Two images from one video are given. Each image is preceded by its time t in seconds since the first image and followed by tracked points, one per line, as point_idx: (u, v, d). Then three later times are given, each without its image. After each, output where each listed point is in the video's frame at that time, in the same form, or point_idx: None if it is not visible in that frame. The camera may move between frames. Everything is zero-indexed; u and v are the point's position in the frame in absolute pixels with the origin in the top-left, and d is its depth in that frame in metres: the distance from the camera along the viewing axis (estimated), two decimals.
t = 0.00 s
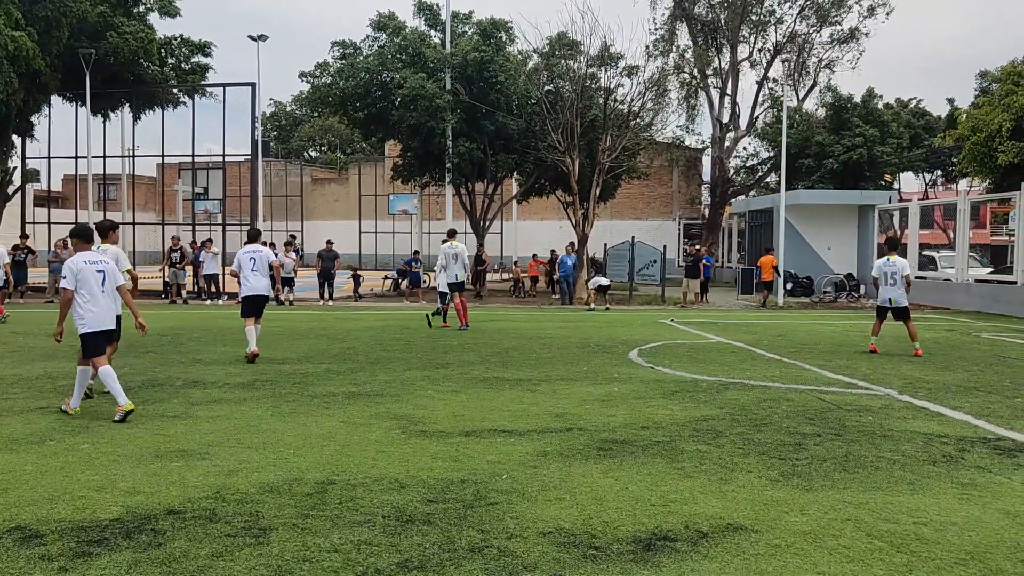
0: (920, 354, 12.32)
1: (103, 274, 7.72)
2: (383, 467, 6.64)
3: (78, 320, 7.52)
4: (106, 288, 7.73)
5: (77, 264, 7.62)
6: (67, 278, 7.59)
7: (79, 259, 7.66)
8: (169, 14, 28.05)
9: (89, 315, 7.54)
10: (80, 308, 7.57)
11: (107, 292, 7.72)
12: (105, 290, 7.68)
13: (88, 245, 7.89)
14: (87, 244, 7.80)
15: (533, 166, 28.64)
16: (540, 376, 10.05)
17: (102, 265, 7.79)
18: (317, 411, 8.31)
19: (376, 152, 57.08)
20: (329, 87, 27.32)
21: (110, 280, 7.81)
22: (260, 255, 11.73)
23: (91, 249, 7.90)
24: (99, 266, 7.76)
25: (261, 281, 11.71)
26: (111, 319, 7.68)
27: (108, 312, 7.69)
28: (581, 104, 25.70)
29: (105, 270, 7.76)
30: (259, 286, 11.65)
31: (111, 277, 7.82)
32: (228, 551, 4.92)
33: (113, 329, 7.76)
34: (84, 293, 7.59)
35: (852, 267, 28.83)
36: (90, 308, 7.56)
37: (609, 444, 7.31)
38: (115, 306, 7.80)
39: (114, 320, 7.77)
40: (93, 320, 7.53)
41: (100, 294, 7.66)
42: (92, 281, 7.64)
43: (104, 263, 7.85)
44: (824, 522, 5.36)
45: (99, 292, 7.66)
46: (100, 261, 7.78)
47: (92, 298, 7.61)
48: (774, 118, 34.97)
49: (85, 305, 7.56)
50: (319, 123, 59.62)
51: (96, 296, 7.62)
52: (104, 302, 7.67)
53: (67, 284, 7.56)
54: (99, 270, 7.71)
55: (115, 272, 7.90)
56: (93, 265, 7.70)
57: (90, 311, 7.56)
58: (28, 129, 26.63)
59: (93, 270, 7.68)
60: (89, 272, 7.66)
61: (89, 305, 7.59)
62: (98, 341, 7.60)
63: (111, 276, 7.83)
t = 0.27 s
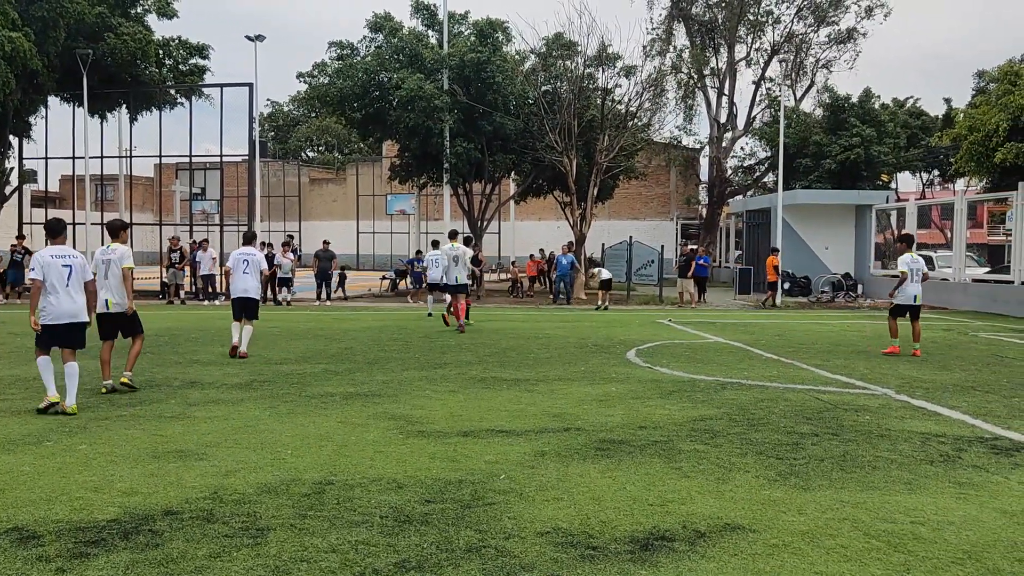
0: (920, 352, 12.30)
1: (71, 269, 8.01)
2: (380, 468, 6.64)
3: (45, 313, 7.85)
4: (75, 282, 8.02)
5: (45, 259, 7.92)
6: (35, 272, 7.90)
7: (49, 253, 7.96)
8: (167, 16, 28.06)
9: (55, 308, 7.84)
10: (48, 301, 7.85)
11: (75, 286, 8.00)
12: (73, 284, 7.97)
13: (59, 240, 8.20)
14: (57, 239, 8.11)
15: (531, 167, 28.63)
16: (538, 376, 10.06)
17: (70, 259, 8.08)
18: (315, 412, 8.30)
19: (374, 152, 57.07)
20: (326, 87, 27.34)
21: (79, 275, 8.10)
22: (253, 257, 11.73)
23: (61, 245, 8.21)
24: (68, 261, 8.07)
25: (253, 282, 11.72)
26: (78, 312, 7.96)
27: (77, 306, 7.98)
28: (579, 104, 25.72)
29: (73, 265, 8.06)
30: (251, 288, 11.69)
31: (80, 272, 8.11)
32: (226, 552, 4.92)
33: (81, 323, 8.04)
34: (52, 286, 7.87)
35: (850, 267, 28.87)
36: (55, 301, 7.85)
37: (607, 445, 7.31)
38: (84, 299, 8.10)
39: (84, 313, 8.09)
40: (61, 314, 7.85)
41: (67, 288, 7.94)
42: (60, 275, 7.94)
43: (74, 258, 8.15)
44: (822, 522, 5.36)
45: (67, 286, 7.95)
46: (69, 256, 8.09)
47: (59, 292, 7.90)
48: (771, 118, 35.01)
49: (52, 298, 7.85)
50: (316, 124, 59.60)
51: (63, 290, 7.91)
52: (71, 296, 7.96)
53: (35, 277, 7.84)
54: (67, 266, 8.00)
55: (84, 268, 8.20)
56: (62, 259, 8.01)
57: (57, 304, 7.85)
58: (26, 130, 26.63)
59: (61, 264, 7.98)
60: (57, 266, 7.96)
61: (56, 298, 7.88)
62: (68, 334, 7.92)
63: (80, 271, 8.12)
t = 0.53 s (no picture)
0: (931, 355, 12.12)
1: (41, 273, 8.22)
2: (380, 468, 6.65)
3: (13, 315, 8.10)
4: (44, 285, 8.23)
5: (16, 262, 8.15)
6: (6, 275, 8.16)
7: (20, 257, 8.20)
8: (166, 17, 28.06)
9: (22, 311, 8.06)
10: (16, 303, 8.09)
11: (45, 289, 8.22)
12: (42, 288, 8.18)
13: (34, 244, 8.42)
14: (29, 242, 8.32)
15: (529, 167, 28.65)
16: (537, 377, 10.06)
17: (42, 263, 8.30)
18: (314, 412, 8.31)
19: (373, 153, 57.07)
20: (325, 88, 27.37)
21: (50, 279, 8.31)
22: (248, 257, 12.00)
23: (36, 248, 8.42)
24: (40, 264, 8.29)
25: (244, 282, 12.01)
26: (46, 315, 8.17)
27: (45, 309, 8.20)
28: (578, 104, 25.75)
29: (44, 269, 8.27)
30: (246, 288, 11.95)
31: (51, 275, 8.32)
32: (225, 552, 4.92)
33: (51, 325, 8.25)
34: (20, 289, 8.10)
35: (849, 267, 28.88)
36: (23, 304, 8.07)
37: (606, 445, 7.32)
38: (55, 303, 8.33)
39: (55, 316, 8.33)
40: (31, 317, 8.09)
41: (36, 291, 8.16)
42: (30, 279, 8.16)
43: (47, 261, 8.37)
44: (821, 522, 5.36)
45: (36, 289, 8.17)
46: (41, 260, 8.31)
47: (28, 295, 8.12)
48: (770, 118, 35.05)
49: (21, 301, 8.08)
50: (315, 124, 59.60)
51: (32, 293, 8.12)
52: (40, 299, 8.17)
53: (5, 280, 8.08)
54: (38, 269, 8.22)
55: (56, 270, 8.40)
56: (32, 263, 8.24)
57: (26, 307, 8.08)
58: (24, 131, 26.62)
59: (32, 268, 8.19)
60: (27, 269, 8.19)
61: (24, 301, 8.10)
62: (38, 337, 8.16)
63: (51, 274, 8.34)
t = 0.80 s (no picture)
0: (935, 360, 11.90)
1: (21, 269, 8.37)
2: (379, 468, 6.65)
3: None
4: (24, 282, 8.37)
5: None
6: None
7: None
8: (166, 19, 28.07)
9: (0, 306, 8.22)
10: None
11: (24, 285, 8.37)
12: (22, 283, 8.34)
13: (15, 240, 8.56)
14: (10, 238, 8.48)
15: (529, 168, 28.66)
16: (537, 377, 10.06)
17: (21, 259, 8.43)
18: (315, 412, 8.32)
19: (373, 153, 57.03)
20: (325, 89, 27.38)
21: (29, 275, 8.45)
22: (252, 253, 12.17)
23: (17, 244, 8.55)
24: (20, 260, 8.43)
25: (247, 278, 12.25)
26: (25, 309, 8.33)
27: (25, 304, 8.35)
28: (577, 104, 25.76)
29: (24, 265, 8.42)
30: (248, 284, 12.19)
31: (32, 271, 8.47)
32: (225, 552, 4.92)
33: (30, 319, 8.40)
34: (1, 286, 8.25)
35: (849, 267, 28.89)
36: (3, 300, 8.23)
37: (606, 445, 7.32)
38: (36, 295, 8.49)
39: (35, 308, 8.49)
40: (10, 309, 8.24)
41: (16, 288, 8.31)
42: (9, 274, 8.31)
43: (28, 257, 8.51)
44: (821, 521, 5.37)
45: (16, 285, 8.32)
46: (21, 255, 8.44)
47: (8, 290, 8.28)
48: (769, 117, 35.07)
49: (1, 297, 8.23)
50: (314, 125, 59.60)
51: (12, 289, 8.28)
52: (20, 294, 8.32)
53: None
54: (17, 265, 8.37)
55: (37, 266, 8.54)
56: (12, 259, 8.38)
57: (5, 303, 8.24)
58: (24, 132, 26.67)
59: (12, 265, 8.34)
60: (7, 266, 8.35)
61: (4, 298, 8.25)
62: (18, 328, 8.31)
63: (32, 270, 8.48)
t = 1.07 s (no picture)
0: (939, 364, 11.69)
1: (9, 271, 8.77)
2: (380, 469, 6.64)
3: None
4: (12, 283, 8.76)
5: None
6: None
7: None
8: (167, 19, 28.08)
9: None
10: None
11: (13, 286, 8.76)
12: (11, 285, 8.73)
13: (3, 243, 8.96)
14: None
15: (529, 168, 28.65)
16: (539, 377, 10.06)
17: (10, 262, 8.84)
18: (316, 413, 8.32)
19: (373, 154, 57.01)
20: (325, 90, 27.38)
21: (17, 277, 8.85)
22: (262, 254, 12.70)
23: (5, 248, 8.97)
24: (8, 263, 8.84)
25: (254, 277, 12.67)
26: (13, 309, 8.72)
27: (12, 304, 8.74)
28: (577, 105, 25.76)
29: (12, 268, 8.82)
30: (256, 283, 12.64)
31: (19, 273, 8.87)
32: (226, 553, 4.92)
33: (16, 319, 8.79)
34: None
35: (850, 268, 28.87)
36: None
37: (607, 446, 7.31)
38: (21, 297, 8.88)
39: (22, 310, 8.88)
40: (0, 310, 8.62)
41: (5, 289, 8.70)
42: None
43: (16, 261, 8.91)
44: (823, 522, 5.36)
45: (4, 286, 8.71)
46: (9, 259, 8.85)
47: None
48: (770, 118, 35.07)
49: None
50: (315, 126, 59.59)
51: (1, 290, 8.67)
52: (8, 295, 8.71)
53: None
54: (6, 267, 8.77)
55: (24, 269, 8.95)
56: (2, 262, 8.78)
57: None
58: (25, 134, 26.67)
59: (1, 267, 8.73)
60: None
61: None
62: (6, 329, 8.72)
63: (19, 272, 8.88)
